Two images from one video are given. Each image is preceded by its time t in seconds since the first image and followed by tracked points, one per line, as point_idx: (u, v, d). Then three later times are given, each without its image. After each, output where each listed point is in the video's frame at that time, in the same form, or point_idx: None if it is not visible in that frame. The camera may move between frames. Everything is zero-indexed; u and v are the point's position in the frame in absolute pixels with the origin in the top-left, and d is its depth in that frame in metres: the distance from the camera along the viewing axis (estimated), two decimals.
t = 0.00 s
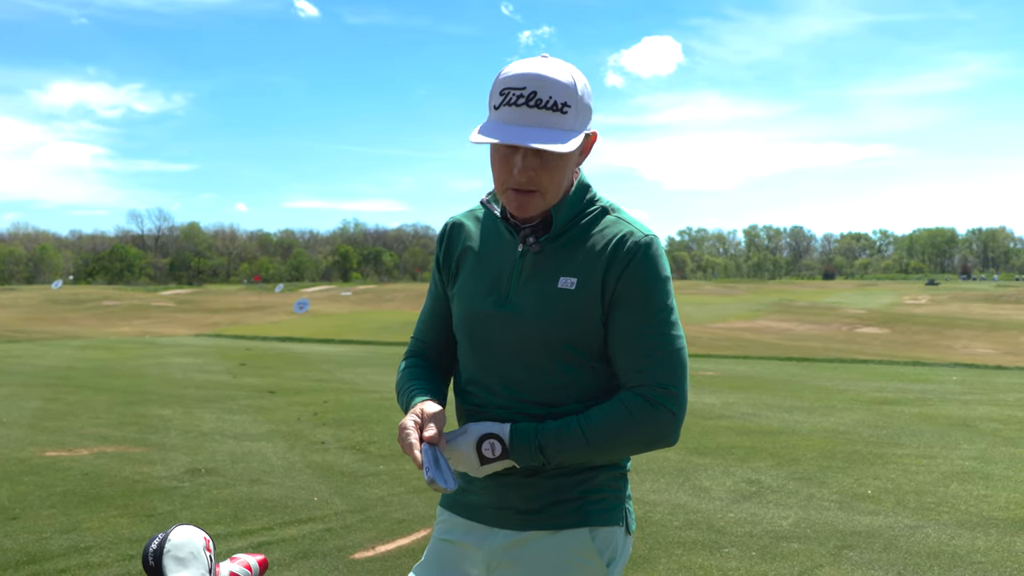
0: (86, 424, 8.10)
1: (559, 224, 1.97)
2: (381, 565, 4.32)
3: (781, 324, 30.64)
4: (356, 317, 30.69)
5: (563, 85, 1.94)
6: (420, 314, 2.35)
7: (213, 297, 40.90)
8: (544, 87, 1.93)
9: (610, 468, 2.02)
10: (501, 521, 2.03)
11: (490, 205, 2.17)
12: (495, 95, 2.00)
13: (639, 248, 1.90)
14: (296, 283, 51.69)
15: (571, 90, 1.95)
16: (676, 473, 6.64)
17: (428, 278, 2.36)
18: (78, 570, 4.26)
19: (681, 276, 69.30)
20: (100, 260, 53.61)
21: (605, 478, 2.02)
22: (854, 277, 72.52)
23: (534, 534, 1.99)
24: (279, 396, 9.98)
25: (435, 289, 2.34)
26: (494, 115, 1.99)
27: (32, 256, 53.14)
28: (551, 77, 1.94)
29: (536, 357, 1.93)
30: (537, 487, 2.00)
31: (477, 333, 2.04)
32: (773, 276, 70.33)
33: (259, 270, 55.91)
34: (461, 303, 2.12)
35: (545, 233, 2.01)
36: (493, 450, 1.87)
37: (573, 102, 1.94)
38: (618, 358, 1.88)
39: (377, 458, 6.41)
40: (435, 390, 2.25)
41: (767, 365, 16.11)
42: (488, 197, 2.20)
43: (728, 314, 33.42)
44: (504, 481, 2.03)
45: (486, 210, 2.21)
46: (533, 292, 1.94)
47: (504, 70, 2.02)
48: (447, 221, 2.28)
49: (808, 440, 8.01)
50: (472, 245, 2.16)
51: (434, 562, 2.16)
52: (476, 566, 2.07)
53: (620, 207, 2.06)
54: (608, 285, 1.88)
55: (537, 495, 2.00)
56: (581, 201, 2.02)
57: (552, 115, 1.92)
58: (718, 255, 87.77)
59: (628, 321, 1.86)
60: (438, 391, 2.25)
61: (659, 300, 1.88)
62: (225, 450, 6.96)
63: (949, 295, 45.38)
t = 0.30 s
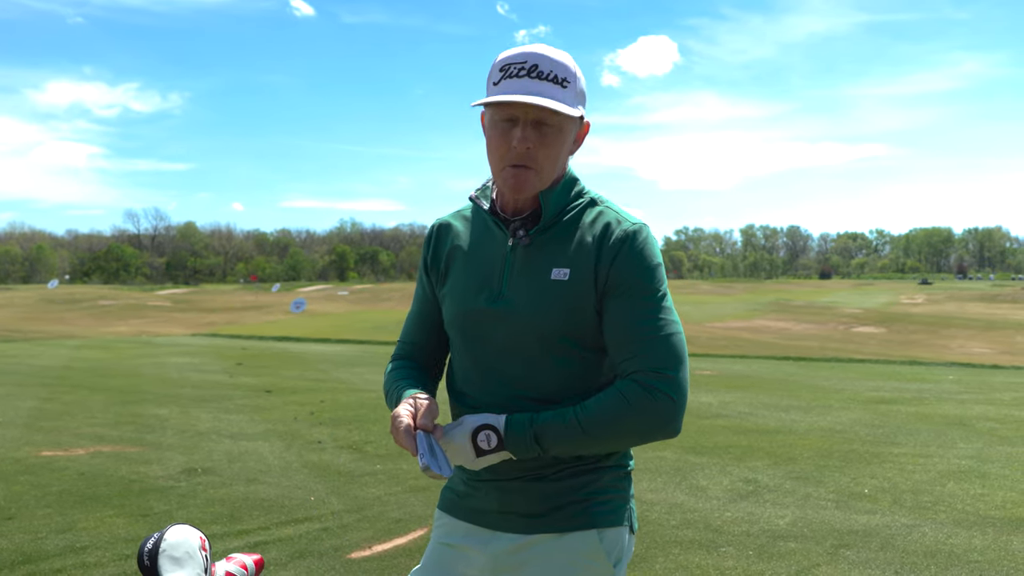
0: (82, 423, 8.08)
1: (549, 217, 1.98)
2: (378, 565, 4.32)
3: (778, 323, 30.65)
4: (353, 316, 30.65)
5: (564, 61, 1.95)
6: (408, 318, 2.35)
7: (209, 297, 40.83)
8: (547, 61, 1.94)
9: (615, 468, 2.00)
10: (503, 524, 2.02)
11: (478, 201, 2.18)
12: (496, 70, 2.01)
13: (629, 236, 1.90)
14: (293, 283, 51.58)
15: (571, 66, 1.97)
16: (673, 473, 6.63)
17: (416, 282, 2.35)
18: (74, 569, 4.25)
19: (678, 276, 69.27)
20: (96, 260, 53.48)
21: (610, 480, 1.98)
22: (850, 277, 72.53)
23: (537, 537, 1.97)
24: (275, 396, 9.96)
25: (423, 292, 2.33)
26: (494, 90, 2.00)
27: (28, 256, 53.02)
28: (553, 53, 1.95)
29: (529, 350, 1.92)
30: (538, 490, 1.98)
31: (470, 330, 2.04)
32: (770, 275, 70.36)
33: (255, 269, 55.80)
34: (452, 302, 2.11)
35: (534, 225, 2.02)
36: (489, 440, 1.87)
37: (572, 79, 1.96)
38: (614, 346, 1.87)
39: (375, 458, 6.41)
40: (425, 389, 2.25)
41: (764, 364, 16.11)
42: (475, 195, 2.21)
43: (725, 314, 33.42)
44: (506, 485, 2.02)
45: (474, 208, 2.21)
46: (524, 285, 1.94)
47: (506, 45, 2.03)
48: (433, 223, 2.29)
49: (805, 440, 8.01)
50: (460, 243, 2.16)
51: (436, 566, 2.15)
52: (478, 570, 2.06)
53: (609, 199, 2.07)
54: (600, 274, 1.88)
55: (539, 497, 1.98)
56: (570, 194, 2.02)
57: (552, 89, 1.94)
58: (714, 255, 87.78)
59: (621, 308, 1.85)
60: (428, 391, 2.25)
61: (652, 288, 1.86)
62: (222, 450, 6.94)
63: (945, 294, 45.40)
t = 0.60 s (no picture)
0: (78, 423, 8.05)
1: (538, 211, 1.97)
2: (374, 565, 4.30)
3: (775, 322, 30.66)
4: (350, 316, 30.61)
5: (545, 50, 1.94)
6: (395, 324, 2.33)
7: (206, 296, 40.78)
8: (529, 52, 1.92)
9: (613, 471, 1.98)
10: (498, 530, 1.98)
11: (463, 200, 2.17)
12: (476, 66, 1.99)
13: (622, 229, 1.90)
14: (290, 283, 51.51)
15: (553, 54, 1.96)
16: (670, 472, 6.62)
17: (402, 289, 2.34)
18: (69, 570, 4.23)
19: (675, 275, 69.26)
20: (93, 259, 53.40)
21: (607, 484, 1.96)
22: (847, 277, 72.62)
23: (534, 542, 1.94)
24: (271, 395, 9.93)
25: (410, 299, 2.32)
26: (477, 87, 1.98)
27: (24, 255, 52.93)
28: (533, 42, 1.94)
29: (524, 346, 1.90)
30: (534, 494, 1.94)
31: (461, 330, 2.01)
32: (767, 275, 70.42)
33: (252, 268, 55.74)
34: (442, 304, 2.09)
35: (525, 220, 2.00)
36: (485, 425, 1.82)
37: (555, 68, 1.95)
38: (609, 340, 1.86)
39: (370, 458, 6.38)
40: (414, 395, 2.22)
41: (760, 364, 16.12)
42: (460, 195, 2.19)
43: (722, 313, 33.43)
44: (501, 489, 1.98)
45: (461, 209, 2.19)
46: (518, 280, 1.91)
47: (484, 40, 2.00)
48: (418, 229, 2.28)
49: (801, 439, 8.01)
50: (449, 244, 2.14)
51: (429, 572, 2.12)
52: None
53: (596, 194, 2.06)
54: (596, 267, 1.87)
55: (535, 501, 1.94)
56: (558, 189, 2.01)
57: (537, 80, 1.92)
58: (711, 254, 87.84)
59: (618, 301, 1.84)
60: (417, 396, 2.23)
61: (646, 280, 1.86)
62: (217, 450, 6.92)
63: (942, 294, 45.43)
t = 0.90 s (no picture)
0: (74, 423, 8.02)
1: (532, 207, 1.94)
2: (370, 566, 4.27)
3: (773, 322, 30.67)
4: (348, 315, 30.60)
5: (529, 47, 1.92)
6: (386, 330, 2.31)
7: (204, 295, 40.74)
8: (513, 50, 1.91)
9: (609, 475, 1.95)
10: (491, 535, 1.96)
11: (455, 199, 2.15)
12: (460, 68, 1.97)
13: (618, 223, 1.88)
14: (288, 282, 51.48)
15: (538, 50, 1.94)
16: (668, 473, 6.60)
17: (394, 295, 2.32)
18: (63, 570, 4.20)
19: (673, 274, 69.25)
20: (91, 258, 53.34)
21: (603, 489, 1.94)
22: (845, 276, 72.69)
23: (528, 547, 1.91)
24: (269, 395, 9.90)
25: (402, 304, 2.30)
26: (462, 88, 1.96)
27: (23, 254, 52.88)
28: (516, 40, 1.92)
29: (522, 341, 1.87)
30: (528, 499, 1.92)
31: (455, 329, 1.99)
32: (765, 274, 70.47)
33: (251, 268, 55.70)
34: (435, 305, 2.07)
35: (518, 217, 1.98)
36: (485, 422, 1.80)
37: (541, 64, 1.93)
38: (608, 336, 1.84)
39: (367, 458, 6.36)
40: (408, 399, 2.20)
41: (758, 363, 16.11)
42: (451, 194, 2.17)
43: (721, 313, 33.45)
44: (494, 493, 1.96)
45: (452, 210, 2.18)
46: (514, 277, 1.89)
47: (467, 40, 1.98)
48: (409, 232, 2.25)
49: (799, 439, 7.99)
50: (442, 245, 2.12)
51: None
52: None
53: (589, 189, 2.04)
54: (594, 261, 1.85)
55: (529, 506, 1.92)
56: (551, 185, 1.99)
57: (524, 77, 1.91)
58: (709, 253, 87.89)
59: (616, 295, 1.82)
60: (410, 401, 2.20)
61: (643, 274, 1.84)
62: (214, 450, 6.89)
63: (940, 293, 45.42)
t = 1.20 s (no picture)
0: (71, 423, 8.01)
1: (528, 211, 1.93)
2: (367, 567, 4.27)
3: (772, 321, 30.67)
4: (346, 315, 30.55)
5: (514, 58, 1.91)
6: (386, 333, 2.31)
7: (202, 295, 40.71)
8: (497, 63, 1.90)
9: (602, 481, 1.94)
10: (484, 539, 1.94)
11: (452, 203, 2.14)
12: (447, 80, 1.97)
13: (614, 227, 1.86)
14: (286, 282, 51.37)
15: (524, 61, 1.92)
16: (665, 473, 6.59)
17: (393, 298, 2.32)
18: (58, 572, 4.19)
19: (672, 274, 69.28)
20: (89, 258, 53.25)
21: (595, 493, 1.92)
22: (843, 276, 72.72)
23: (521, 552, 1.89)
24: (266, 395, 9.89)
25: (402, 307, 2.29)
26: (450, 101, 1.96)
27: (21, 254, 52.80)
28: (501, 52, 1.91)
29: (516, 346, 1.86)
30: (521, 503, 1.90)
31: (451, 333, 1.98)
32: (763, 274, 70.48)
33: (249, 268, 55.64)
34: (431, 308, 2.07)
35: (514, 220, 1.97)
36: (478, 422, 1.80)
37: (528, 76, 1.91)
38: (605, 342, 1.83)
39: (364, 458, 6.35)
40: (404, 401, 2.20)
41: (756, 363, 16.13)
42: (449, 197, 2.17)
43: (720, 313, 33.45)
44: (488, 496, 1.94)
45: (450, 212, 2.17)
46: (509, 280, 1.88)
47: (454, 54, 1.99)
48: (407, 234, 2.25)
49: (797, 439, 7.98)
50: (441, 246, 2.11)
51: None
52: None
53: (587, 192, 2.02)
54: (590, 265, 1.83)
55: (522, 511, 1.90)
56: (548, 188, 1.97)
57: (509, 90, 1.89)
58: (708, 253, 87.86)
59: (611, 300, 1.81)
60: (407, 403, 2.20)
61: (640, 279, 1.82)
62: (211, 450, 6.88)
63: (939, 292, 45.41)
